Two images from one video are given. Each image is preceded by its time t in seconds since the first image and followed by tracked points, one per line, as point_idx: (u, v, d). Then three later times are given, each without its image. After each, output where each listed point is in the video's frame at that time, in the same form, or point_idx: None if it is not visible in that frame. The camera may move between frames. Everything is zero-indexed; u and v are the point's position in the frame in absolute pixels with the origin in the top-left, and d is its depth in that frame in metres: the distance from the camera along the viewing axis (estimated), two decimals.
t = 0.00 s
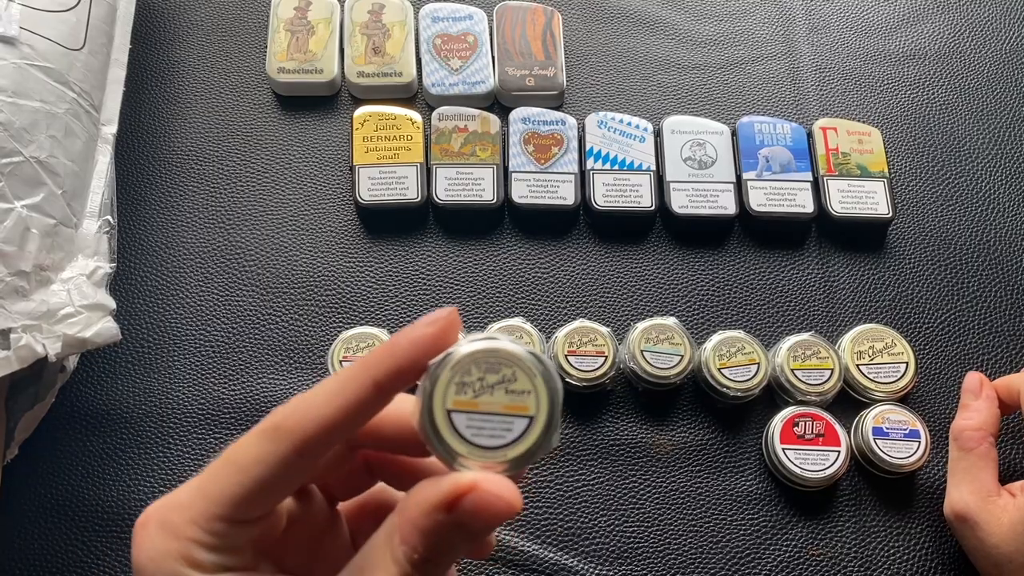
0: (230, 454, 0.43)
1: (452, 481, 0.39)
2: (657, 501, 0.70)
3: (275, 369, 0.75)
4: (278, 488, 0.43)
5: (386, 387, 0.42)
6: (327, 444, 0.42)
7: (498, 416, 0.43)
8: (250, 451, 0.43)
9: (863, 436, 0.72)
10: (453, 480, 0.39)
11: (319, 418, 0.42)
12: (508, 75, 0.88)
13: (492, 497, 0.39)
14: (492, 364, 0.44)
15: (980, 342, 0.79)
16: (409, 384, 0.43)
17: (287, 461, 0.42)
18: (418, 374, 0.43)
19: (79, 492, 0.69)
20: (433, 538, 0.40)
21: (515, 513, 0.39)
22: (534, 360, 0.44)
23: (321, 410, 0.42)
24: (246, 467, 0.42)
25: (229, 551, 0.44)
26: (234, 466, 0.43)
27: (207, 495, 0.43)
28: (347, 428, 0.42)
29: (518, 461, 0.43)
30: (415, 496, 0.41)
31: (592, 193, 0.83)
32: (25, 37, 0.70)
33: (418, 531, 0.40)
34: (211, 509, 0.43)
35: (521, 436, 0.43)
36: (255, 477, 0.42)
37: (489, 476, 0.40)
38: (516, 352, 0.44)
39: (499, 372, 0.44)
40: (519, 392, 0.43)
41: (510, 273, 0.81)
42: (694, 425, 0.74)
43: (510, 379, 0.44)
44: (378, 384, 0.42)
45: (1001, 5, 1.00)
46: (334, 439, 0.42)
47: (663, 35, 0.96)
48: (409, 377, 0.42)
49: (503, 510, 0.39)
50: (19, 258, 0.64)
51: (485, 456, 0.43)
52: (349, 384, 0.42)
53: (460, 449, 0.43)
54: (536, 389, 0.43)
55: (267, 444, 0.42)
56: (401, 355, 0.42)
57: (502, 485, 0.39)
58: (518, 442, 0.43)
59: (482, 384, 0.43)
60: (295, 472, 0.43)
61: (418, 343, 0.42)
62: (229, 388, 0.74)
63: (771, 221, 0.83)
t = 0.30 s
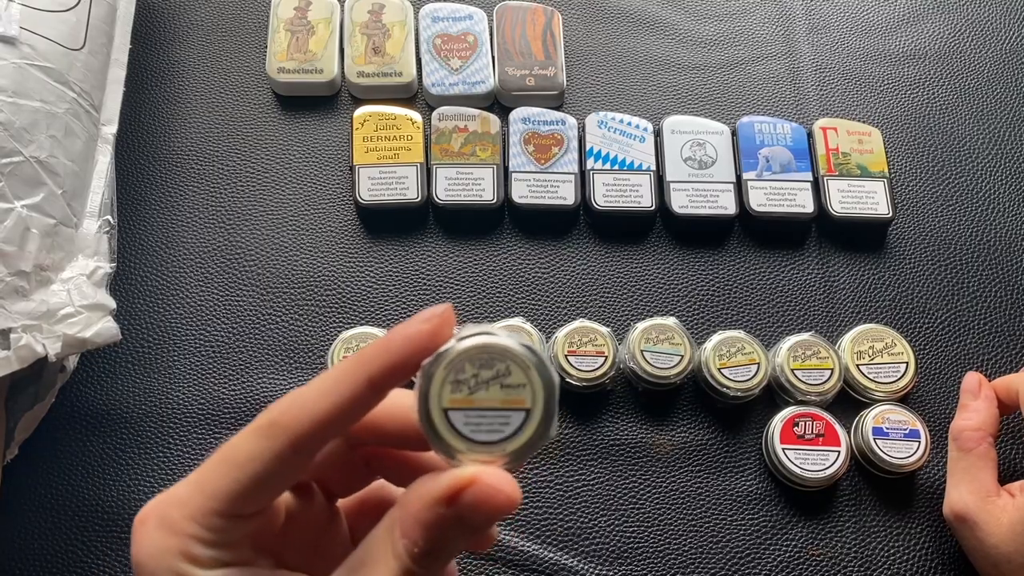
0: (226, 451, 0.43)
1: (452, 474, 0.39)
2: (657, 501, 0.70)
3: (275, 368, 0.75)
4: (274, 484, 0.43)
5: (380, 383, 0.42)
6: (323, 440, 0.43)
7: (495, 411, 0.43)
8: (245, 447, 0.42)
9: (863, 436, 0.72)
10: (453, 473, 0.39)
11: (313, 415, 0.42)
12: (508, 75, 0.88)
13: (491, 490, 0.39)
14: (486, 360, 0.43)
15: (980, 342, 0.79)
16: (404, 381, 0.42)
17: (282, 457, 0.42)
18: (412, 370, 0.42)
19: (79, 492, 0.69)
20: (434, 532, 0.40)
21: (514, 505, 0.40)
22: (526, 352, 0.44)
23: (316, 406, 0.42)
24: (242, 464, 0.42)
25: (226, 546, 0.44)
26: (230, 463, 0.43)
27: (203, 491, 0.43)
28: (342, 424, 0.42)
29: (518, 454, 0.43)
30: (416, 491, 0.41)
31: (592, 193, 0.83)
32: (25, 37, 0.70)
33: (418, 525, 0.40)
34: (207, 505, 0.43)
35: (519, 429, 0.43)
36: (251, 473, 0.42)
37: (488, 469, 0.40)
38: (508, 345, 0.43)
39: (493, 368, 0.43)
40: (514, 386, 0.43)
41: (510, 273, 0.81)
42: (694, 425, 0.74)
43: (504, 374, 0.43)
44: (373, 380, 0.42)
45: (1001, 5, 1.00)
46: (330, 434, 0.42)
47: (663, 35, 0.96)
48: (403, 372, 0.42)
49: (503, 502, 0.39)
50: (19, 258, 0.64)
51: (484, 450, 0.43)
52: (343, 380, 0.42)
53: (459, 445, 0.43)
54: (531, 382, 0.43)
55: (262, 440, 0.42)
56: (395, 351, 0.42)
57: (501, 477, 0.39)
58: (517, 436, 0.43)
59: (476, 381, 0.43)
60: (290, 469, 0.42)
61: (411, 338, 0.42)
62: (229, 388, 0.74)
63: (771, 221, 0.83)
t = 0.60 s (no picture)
0: (235, 450, 0.43)
1: (464, 471, 0.39)
2: (657, 501, 0.70)
3: (275, 368, 0.75)
4: (283, 483, 0.43)
5: (387, 382, 0.42)
6: (331, 438, 0.43)
7: (503, 410, 0.43)
8: (255, 446, 0.42)
9: (863, 436, 0.72)
10: (464, 469, 0.40)
11: (322, 414, 0.42)
12: (508, 75, 0.88)
13: (503, 485, 0.39)
14: (492, 359, 0.43)
15: (980, 342, 0.79)
16: (411, 380, 0.42)
17: (291, 456, 0.42)
18: (419, 370, 0.42)
19: (79, 492, 0.69)
20: (446, 528, 0.40)
21: (524, 500, 0.40)
22: (532, 349, 0.43)
23: (324, 406, 0.42)
24: (251, 463, 0.42)
25: (237, 544, 0.44)
26: (239, 462, 0.43)
27: (212, 491, 0.43)
28: (350, 422, 0.42)
29: (526, 450, 0.44)
30: (428, 487, 0.41)
31: (592, 193, 0.83)
32: (25, 37, 0.70)
33: (429, 520, 0.40)
34: (217, 504, 0.43)
35: (527, 426, 0.43)
36: (260, 472, 0.42)
37: (498, 465, 0.40)
38: (514, 344, 0.43)
39: (500, 366, 0.43)
40: (521, 383, 0.43)
41: (510, 273, 0.81)
42: (694, 425, 0.74)
43: (511, 372, 0.43)
44: (380, 380, 0.41)
45: (1001, 5, 1.00)
46: (338, 432, 0.42)
47: (663, 35, 0.96)
48: (409, 372, 0.42)
49: (513, 497, 0.39)
50: (19, 258, 0.64)
51: (493, 448, 0.43)
52: (351, 379, 0.42)
53: (468, 444, 0.43)
54: (538, 379, 0.43)
55: (271, 439, 0.42)
56: (401, 352, 0.41)
57: (511, 473, 0.40)
58: (525, 433, 0.43)
59: (483, 379, 0.43)
60: (300, 467, 0.43)
61: (418, 338, 0.41)
62: (229, 388, 0.74)
63: (771, 221, 0.83)
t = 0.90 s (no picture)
0: (239, 446, 0.43)
1: (464, 462, 0.39)
2: (657, 501, 0.70)
3: (275, 368, 0.75)
4: (288, 478, 0.43)
5: (389, 378, 0.42)
6: (334, 434, 0.43)
7: (502, 402, 0.43)
8: (259, 442, 0.42)
9: (863, 436, 0.72)
10: (465, 461, 0.39)
11: (325, 410, 0.42)
12: (508, 75, 0.88)
13: (504, 476, 0.39)
14: (490, 351, 0.43)
15: (980, 342, 0.79)
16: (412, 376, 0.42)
17: (295, 451, 0.42)
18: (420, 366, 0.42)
19: (79, 492, 0.69)
20: (448, 520, 0.39)
21: (524, 490, 0.40)
22: (529, 342, 0.44)
23: (327, 402, 0.42)
24: (256, 459, 0.42)
25: (242, 540, 0.44)
26: (244, 458, 0.43)
27: (217, 487, 0.43)
28: (353, 418, 0.42)
29: (525, 442, 0.44)
30: (429, 480, 0.41)
31: (592, 193, 0.83)
32: (25, 37, 0.70)
33: (431, 513, 0.40)
34: (222, 500, 0.43)
35: (526, 418, 0.43)
36: (264, 468, 0.42)
37: (499, 457, 0.40)
38: (511, 337, 0.43)
39: (498, 359, 0.43)
40: (519, 375, 0.43)
41: (510, 273, 0.81)
42: (694, 425, 0.74)
43: (509, 364, 0.43)
44: (382, 376, 0.41)
45: (1001, 5, 1.00)
46: (341, 428, 0.42)
47: (663, 35, 0.96)
48: (411, 368, 0.42)
49: (515, 487, 0.39)
50: (19, 258, 0.64)
51: (493, 440, 0.43)
52: (353, 375, 0.42)
53: (467, 435, 0.43)
54: (536, 371, 0.43)
55: (275, 435, 0.42)
56: (403, 348, 0.41)
57: (512, 465, 0.39)
58: (524, 425, 0.43)
59: (482, 372, 0.43)
60: (304, 463, 0.43)
61: (419, 334, 0.41)
62: (229, 388, 0.74)
63: (771, 221, 0.83)
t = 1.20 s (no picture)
0: (239, 443, 0.43)
1: (462, 460, 0.39)
2: (657, 501, 0.70)
3: (275, 368, 0.75)
4: (287, 475, 0.43)
5: (388, 375, 0.42)
6: (333, 431, 0.43)
7: (500, 398, 0.43)
8: (258, 438, 0.43)
9: (863, 436, 0.72)
10: (463, 458, 0.39)
11: (324, 406, 0.42)
12: (508, 75, 0.88)
13: (501, 472, 0.39)
14: (488, 349, 0.43)
15: (980, 342, 0.79)
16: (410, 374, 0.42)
17: (294, 448, 0.42)
18: (418, 364, 0.42)
19: (79, 492, 0.69)
20: (447, 519, 0.39)
21: (521, 487, 0.40)
22: (527, 339, 0.44)
23: (326, 399, 0.42)
24: (255, 455, 0.43)
25: (241, 537, 0.44)
26: (243, 454, 0.43)
27: (216, 483, 0.43)
28: (352, 415, 0.42)
29: (523, 439, 0.43)
30: (427, 478, 0.41)
31: (592, 193, 0.83)
32: (25, 37, 0.70)
33: (430, 510, 0.40)
34: (221, 496, 0.43)
35: (524, 415, 0.43)
36: (263, 464, 0.42)
37: (497, 454, 0.40)
38: (509, 334, 0.43)
39: (496, 356, 0.44)
40: (517, 373, 0.43)
41: (510, 273, 0.81)
42: (694, 425, 0.74)
43: (507, 361, 0.44)
44: (381, 373, 0.41)
45: (1001, 5, 1.00)
46: (340, 425, 0.42)
47: (663, 35, 0.96)
48: (410, 365, 0.42)
49: (512, 485, 0.39)
50: (19, 258, 0.64)
51: (491, 437, 0.43)
52: (352, 372, 0.42)
53: (466, 432, 0.43)
54: (534, 369, 0.43)
55: (274, 431, 0.42)
56: (401, 345, 0.41)
57: (510, 462, 0.39)
58: (521, 422, 0.43)
59: (480, 369, 0.43)
60: (302, 459, 0.43)
61: (418, 331, 0.41)
62: (229, 388, 0.74)
63: (771, 221, 0.83)
